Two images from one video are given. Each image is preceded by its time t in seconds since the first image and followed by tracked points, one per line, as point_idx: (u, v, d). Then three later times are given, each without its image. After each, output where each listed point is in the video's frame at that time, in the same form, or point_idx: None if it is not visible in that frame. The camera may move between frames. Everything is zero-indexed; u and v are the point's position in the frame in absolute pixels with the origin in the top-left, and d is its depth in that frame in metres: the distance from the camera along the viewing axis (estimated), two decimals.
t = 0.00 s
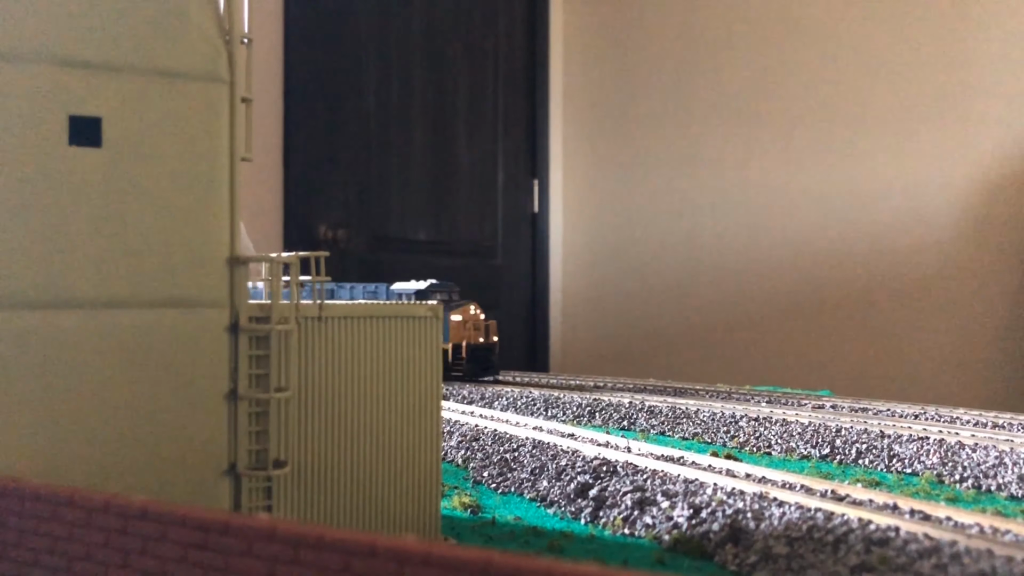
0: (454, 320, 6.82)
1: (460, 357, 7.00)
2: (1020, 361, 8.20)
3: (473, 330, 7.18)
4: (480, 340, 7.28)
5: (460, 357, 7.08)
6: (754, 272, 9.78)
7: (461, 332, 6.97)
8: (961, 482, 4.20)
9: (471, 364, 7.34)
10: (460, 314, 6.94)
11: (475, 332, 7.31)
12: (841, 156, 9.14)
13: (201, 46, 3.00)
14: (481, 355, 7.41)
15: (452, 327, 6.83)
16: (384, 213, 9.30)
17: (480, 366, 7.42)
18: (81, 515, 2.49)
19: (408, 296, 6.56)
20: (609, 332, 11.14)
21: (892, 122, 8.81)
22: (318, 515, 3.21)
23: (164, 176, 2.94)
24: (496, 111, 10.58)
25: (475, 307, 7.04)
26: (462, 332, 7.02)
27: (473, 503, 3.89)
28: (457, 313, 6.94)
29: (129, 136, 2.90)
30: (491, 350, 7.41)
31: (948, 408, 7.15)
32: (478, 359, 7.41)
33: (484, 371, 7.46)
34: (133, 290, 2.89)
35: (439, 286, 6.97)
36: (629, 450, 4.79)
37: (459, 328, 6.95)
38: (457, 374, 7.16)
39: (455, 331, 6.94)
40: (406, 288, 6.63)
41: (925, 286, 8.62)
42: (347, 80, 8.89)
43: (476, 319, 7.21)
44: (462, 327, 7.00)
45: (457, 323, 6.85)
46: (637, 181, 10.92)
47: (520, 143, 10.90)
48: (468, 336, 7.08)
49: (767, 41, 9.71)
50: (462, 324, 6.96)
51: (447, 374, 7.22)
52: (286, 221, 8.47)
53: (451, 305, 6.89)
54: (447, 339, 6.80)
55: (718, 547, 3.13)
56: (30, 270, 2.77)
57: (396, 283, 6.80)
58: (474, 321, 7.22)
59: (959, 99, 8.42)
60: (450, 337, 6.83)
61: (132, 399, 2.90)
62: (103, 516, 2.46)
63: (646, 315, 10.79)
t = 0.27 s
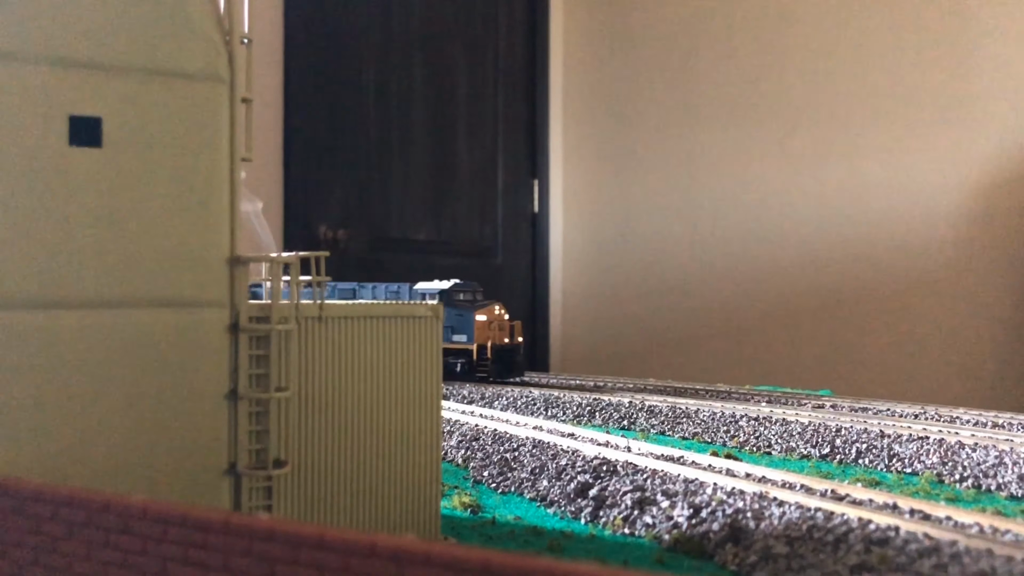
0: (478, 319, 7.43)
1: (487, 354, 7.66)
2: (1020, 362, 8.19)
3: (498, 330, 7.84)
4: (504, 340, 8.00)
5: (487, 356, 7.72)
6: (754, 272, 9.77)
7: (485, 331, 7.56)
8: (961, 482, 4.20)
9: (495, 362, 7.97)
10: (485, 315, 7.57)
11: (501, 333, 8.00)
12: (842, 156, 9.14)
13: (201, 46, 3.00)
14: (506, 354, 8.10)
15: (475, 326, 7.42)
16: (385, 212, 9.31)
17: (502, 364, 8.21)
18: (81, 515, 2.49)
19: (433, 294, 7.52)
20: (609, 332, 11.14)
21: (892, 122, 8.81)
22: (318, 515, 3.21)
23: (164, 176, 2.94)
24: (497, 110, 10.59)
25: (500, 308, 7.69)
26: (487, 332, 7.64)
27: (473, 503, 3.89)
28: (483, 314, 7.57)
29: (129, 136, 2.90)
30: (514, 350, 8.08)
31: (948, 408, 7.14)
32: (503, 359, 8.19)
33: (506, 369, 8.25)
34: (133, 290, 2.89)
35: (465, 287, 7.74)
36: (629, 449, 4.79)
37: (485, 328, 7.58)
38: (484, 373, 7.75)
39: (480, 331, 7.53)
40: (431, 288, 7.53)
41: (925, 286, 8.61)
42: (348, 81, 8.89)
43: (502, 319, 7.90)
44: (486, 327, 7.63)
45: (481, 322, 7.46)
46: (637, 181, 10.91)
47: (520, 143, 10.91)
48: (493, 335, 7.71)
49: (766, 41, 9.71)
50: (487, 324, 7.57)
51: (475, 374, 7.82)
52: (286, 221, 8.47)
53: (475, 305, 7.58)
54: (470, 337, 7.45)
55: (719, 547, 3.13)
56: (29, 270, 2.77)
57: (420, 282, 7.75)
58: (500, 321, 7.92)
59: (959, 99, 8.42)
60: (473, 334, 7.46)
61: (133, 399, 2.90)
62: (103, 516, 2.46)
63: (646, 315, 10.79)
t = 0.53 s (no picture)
0: (500, 319, 7.57)
1: (511, 355, 7.79)
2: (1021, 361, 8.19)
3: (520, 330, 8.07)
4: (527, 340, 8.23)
5: (510, 357, 7.87)
6: (754, 272, 9.77)
7: (507, 332, 7.69)
8: (961, 482, 4.20)
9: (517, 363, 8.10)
10: (508, 315, 7.75)
11: (524, 333, 8.24)
12: (842, 156, 9.13)
13: (201, 46, 3.00)
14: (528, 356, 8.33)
15: (498, 326, 7.55)
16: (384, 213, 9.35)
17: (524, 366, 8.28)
18: (81, 515, 2.49)
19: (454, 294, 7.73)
20: (609, 332, 11.14)
21: (892, 123, 8.81)
22: (318, 515, 3.21)
23: (164, 176, 2.94)
24: (497, 110, 10.54)
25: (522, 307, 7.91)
26: (510, 333, 7.77)
27: (473, 503, 3.89)
28: (506, 314, 7.74)
29: (128, 136, 2.90)
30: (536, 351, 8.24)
31: (947, 408, 7.15)
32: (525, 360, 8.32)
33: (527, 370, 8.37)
34: (133, 290, 2.89)
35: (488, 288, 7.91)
36: (629, 449, 4.79)
37: (507, 329, 7.72)
38: (506, 374, 7.87)
39: (503, 332, 7.64)
40: (452, 288, 7.77)
41: (925, 286, 8.62)
42: (348, 81, 8.90)
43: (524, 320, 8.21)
44: (508, 328, 7.76)
45: (504, 322, 7.60)
46: (637, 181, 10.90)
47: (520, 144, 10.82)
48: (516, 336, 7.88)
49: (767, 41, 9.70)
50: (509, 325, 7.70)
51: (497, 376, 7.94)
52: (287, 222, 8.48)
53: (498, 306, 7.76)
54: (493, 337, 7.55)
55: (718, 547, 3.13)
56: (28, 270, 2.77)
57: (442, 283, 8.04)
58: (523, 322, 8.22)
59: (959, 99, 8.42)
60: (496, 334, 7.56)
61: (133, 398, 2.90)
62: (104, 516, 2.46)
63: (645, 315, 10.78)
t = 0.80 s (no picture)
0: (522, 319, 7.63)
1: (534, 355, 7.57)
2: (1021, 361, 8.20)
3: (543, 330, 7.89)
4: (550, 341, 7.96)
5: (532, 358, 7.68)
6: (754, 272, 9.77)
7: (529, 332, 7.70)
8: (961, 482, 4.20)
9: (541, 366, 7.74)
10: (529, 315, 7.76)
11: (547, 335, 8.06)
12: (842, 155, 9.13)
13: (201, 46, 2.99)
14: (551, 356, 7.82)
15: (518, 326, 7.61)
16: (384, 213, 9.30)
17: (549, 368, 7.83)
18: (81, 515, 2.49)
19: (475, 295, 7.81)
20: (609, 332, 11.12)
21: (893, 123, 8.81)
22: (317, 514, 3.22)
23: (164, 176, 2.94)
24: (496, 110, 10.54)
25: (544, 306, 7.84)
26: (531, 333, 7.74)
27: (473, 503, 3.89)
28: (527, 314, 7.75)
29: (129, 136, 2.90)
30: (562, 354, 7.86)
31: (948, 407, 7.14)
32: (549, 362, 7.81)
33: (553, 372, 7.83)
34: (133, 291, 2.89)
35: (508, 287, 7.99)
36: (629, 449, 4.79)
37: (529, 329, 7.71)
38: (529, 376, 7.68)
39: (525, 331, 7.68)
40: (472, 288, 7.85)
41: (925, 286, 8.62)
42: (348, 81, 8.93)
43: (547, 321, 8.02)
44: (530, 328, 7.76)
45: (525, 322, 7.64)
46: (637, 181, 10.87)
47: (520, 143, 10.84)
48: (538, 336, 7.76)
49: (767, 41, 9.70)
50: (530, 325, 7.71)
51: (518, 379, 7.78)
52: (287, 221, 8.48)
53: (519, 306, 7.81)
54: (514, 337, 7.60)
55: (718, 547, 3.13)
56: (28, 270, 2.77)
57: (463, 283, 8.11)
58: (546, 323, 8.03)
59: (959, 99, 8.43)
60: (517, 334, 7.62)
61: (133, 398, 2.90)
62: (104, 516, 2.45)
63: (644, 315, 10.74)
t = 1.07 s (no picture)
0: (540, 319, 7.60)
1: (553, 356, 7.57)
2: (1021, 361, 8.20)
3: (562, 331, 7.84)
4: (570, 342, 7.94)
5: (552, 359, 7.65)
6: (754, 272, 9.76)
7: (548, 332, 7.63)
8: (961, 482, 4.20)
9: (561, 367, 7.78)
10: (548, 315, 7.70)
11: (567, 335, 8.00)
12: (842, 156, 9.13)
13: (202, 46, 2.99)
14: (570, 357, 7.80)
15: (537, 326, 7.58)
16: (384, 214, 9.45)
17: (569, 369, 7.85)
18: (81, 514, 2.49)
19: (492, 294, 7.89)
20: (607, 332, 11.09)
21: (893, 124, 8.83)
22: (317, 514, 3.22)
23: (164, 175, 2.94)
24: (496, 109, 10.21)
25: (562, 307, 7.78)
26: (550, 334, 7.69)
27: (473, 503, 3.89)
28: (546, 315, 7.70)
29: (129, 136, 2.90)
30: (583, 356, 7.86)
31: (947, 407, 7.15)
32: (569, 363, 7.83)
33: (574, 374, 7.85)
34: (133, 290, 2.89)
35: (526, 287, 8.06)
36: (629, 449, 4.79)
37: (548, 329, 7.67)
38: (548, 377, 7.64)
39: (544, 332, 7.64)
40: (490, 287, 7.94)
41: (925, 286, 8.62)
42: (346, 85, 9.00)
43: (565, 321, 7.94)
44: (549, 329, 7.68)
45: (543, 322, 7.60)
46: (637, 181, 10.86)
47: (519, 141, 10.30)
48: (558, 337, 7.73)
49: (766, 40, 9.70)
50: (549, 325, 7.66)
51: (538, 380, 7.71)
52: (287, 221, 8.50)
53: (538, 307, 7.76)
54: (533, 338, 7.57)
55: (718, 547, 3.13)
56: (28, 270, 2.77)
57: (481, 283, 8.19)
58: (564, 323, 7.95)
59: (959, 99, 8.43)
60: (536, 334, 7.59)
61: (133, 398, 2.90)
62: (104, 515, 2.46)
63: (643, 316, 10.72)
